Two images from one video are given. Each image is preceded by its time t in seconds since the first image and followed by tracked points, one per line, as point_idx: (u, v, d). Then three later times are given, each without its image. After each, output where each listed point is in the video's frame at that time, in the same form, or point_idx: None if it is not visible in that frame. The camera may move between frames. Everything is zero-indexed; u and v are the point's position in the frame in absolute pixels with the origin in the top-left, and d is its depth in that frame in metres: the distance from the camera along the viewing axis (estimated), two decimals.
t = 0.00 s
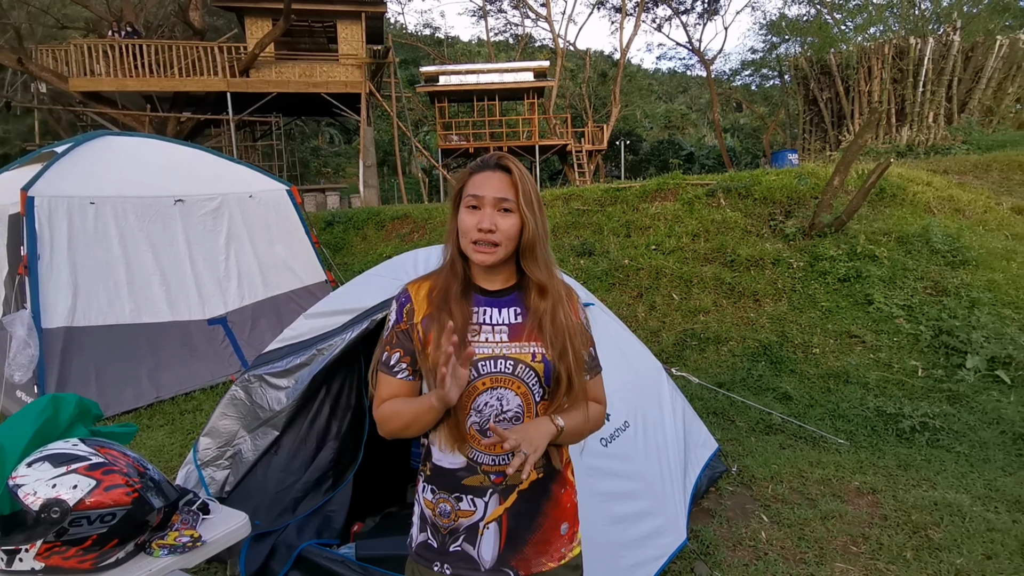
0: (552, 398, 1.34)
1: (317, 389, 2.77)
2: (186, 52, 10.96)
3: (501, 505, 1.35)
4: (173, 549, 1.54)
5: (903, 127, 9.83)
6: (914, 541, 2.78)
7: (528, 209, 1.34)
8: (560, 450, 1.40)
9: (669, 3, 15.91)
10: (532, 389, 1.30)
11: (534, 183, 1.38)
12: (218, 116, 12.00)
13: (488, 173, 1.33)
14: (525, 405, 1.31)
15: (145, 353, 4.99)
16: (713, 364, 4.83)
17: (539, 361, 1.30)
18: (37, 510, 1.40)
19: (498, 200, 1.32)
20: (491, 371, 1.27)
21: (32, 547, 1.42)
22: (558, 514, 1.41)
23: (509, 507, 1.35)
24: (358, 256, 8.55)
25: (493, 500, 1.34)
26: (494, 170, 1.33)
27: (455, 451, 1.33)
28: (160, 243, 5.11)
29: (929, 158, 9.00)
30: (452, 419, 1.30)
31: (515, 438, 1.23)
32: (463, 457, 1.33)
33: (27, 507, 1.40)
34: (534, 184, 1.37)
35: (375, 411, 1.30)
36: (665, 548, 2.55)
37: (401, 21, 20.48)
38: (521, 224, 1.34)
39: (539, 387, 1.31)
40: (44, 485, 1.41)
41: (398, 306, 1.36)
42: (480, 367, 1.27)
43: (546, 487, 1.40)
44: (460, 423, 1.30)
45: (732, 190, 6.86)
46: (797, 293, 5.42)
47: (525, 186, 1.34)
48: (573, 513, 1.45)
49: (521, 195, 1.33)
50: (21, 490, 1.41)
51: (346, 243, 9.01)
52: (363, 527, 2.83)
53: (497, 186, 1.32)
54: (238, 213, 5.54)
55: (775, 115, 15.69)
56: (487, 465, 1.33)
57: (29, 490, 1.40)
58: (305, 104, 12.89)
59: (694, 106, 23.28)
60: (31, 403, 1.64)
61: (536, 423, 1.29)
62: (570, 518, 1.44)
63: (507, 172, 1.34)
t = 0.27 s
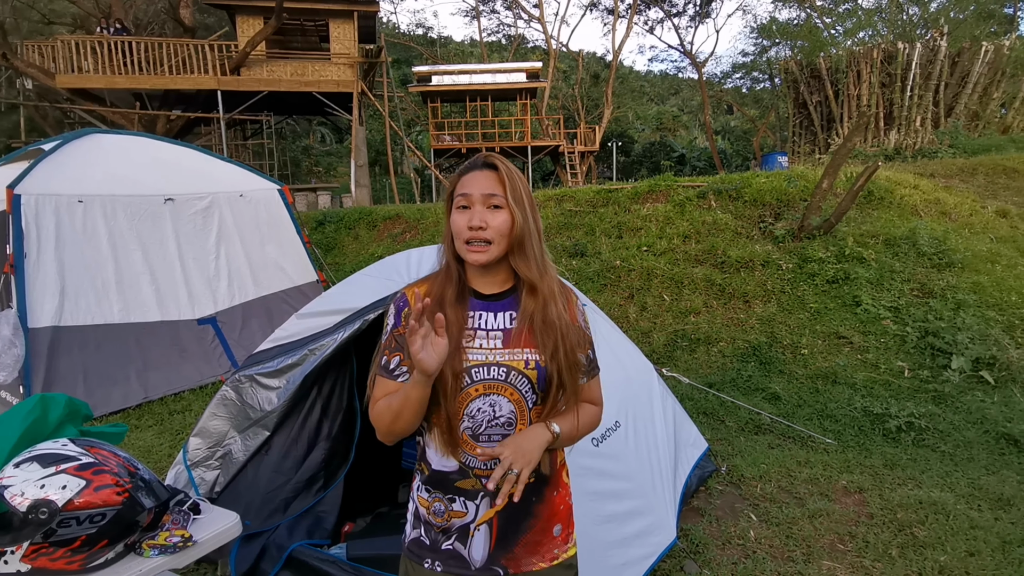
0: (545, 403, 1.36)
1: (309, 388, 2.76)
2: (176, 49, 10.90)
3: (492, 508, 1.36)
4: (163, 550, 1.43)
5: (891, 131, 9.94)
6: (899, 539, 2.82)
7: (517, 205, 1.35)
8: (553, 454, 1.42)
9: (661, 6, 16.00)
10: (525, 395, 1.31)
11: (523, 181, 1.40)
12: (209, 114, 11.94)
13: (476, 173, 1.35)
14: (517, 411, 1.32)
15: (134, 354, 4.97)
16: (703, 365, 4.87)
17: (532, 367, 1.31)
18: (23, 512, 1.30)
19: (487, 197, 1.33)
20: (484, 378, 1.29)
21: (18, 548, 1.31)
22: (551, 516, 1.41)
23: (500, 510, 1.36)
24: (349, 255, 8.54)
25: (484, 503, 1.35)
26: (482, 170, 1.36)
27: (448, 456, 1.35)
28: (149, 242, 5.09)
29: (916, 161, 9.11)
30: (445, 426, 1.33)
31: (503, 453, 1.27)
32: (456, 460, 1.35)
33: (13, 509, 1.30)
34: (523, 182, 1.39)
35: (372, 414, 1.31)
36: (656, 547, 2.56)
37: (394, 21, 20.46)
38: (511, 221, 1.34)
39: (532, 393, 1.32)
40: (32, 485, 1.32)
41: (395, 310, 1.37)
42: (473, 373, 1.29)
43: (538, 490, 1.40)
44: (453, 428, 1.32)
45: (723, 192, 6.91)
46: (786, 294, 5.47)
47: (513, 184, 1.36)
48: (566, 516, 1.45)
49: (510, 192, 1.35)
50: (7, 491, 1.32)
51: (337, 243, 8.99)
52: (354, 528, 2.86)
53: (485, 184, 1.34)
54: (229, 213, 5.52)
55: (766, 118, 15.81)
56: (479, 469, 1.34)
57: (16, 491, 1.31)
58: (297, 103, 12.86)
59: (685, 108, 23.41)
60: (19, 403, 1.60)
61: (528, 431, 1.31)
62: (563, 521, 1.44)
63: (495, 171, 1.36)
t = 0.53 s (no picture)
0: (540, 399, 1.33)
1: (305, 387, 2.76)
2: (171, 48, 10.85)
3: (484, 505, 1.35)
4: (158, 547, 1.43)
5: (885, 132, 9.98)
6: (894, 537, 2.82)
7: (522, 207, 1.34)
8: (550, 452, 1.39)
9: (657, 7, 16.03)
10: (519, 391, 1.31)
11: (529, 182, 1.38)
12: (204, 113, 11.89)
13: (479, 173, 1.34)
14: (511, 406, 1.32)
15: (128, 352, 4.95)
16: (699, 364, 4.88)
17: (526, 363, 1.29)
18: (15, 510, 1.28)
19: (491, 200, 1.32)
20: (477, 372, 1.29)
21: (9, 546, 1.29)
22: (545, 516, 1.39)
23: (493, 507, 1.35)
24: (345, 255, 8.52)
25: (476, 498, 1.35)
26: (486, 170, 1.34)
27: (441, 450, 1.36)
28: (144, 240, 5.06)
29: (911, 162, 9.15)
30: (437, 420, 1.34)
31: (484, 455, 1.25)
32: (449, 455, 1.36)
33: (4, 507, 1.28)
34: (529, 183, 1.38)
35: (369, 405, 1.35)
36: (652, 545, 2.56)
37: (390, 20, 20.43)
38: (516, 224, 1.34)
39: (526, 389, 1.31)
40: (24, 482, 1.30)
41: (396, 303, 1.39)
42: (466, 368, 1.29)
43: (532, 489, 1.38)
44: (446, 421, 1.33)
45: (719, 192, 6.92)
46: (781, 293, 5.49)
47: (518, 185, 1.34)
48: (562, 516, 1.43)
49: (515, 195, 1.34)
50: None
51: (333, 242, 8.97)
52: (349, 527, 2.84)
53: (489, 185, 1.33)
54: (224, 211, 5.49)
55: (761, 119, 15.86)
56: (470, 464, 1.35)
57: (7, 488, 1.29)
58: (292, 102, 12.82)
59: (681, 109, 23.45)
60: (11, 400, 1.58)
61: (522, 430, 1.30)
62: (559, 522, 1.42)
63: (499, 171, 1.34)
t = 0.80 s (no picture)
0: (541, 400, 1.33)
1: (302, 386, 2.76)
2: (169, 47, 10.83)
3: (485, 505, 1.35)
4: (154, 546, 1.43)
5: (882, 132, 9.99)
6: (892, 536, 2.83)
7: (522, 209, 1.34)
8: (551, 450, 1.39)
9: (655, 7, 16.04)
10: (519, 391, 1.30)
11: (530, 183, 1.37)
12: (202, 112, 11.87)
13: (478, 174, 1.33)
14: (510, 406, 1.31)
15: (125, 352, 4.94)
16: (697, 364, 4.88)
17: (526, 363, 1.29)
18: (11, 508, 1.27)
19: (491, 202, 1.32)
20: (477, 372, 1.30)
21: (5, 545, 1.29)
22: (545, 516, 1.39)
23: (493, 506, 1.35)
24: (343, 255, 8.51)
25: (476, 498, 1.35)
26: (486, 171, 1.33)
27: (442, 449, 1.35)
28: (141, 239, 5.05)
29: (908, 162, 9.16)
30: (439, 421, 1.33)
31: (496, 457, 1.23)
32: (449, 454, 1.35)
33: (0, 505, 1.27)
34: (530, 184, 1.37)
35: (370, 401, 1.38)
36: (650, 544, 2.56)
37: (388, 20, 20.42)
38: (517, 225, 1.34)
39: (526, 389, 1.31)
40: (21, 480, 1.30)
41: (396, 302, 1.40)
42: (466, 367, 1.30)
43: (532, 488, 1.38)
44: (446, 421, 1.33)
45: (717, 192, 6.92)
46: (779, 293, 5.49)
47: (518, 186, 1.34)
48: (562, 517, 1.42)
49: (515, 196, 1.34)
50: None
51: (331, 242, 8.96)
52: (346, 527, 2.80)
53: (489, 187, 1.32)
54: (222, 210, 5.48)
55: (759, 119, 15.88)
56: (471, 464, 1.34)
57: (3, 486, 1.28)
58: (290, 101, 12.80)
59: (679, 109, 23.47)
60: (8, 398, 1.57)
61: (524, 431, 1.29)
62: (559, 522, 1.41)
63: (499, 172, 1.34)
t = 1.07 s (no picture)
0: (539, 400, 1.33)
1: (300, 386, 2.75)
2: (167, 46, 10.81)
3: (481, 504, 1.35)
4: (152, 546, 1.42)
5: (881, 132, 10.00)
6: (889, 536, 2.83)
7: (522, 207, 1.34)
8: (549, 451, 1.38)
9: (654, 7, 16.04)
10: (517, 391, 1.30)
11: (529, 181, 1.37)
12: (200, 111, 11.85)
13: (478, 172, 1.33)
14: (509, 406, 1.31)
15: (122, 351, 4.93)
16: (695, 363, 4.89)
17: (525, 363, 1.29)
18: (8, 507, 1.27)
19: (491, 201, 1.32)
20: (476, 371, 1.29)
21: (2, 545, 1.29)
22: (542, 517, 1.38)
23: (489, 505, 1.35)
24: (341, 254, 8.50)
25: (473, 497, 1.35)
26: (485, 169, 1.33)
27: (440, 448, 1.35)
28: (139, 239, 5.05)
29: (906, 162, 9.18)
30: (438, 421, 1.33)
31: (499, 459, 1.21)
32: (447, 453, 1.35)
33: None
34: (529, 182, 1.37)
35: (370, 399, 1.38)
36: (648, 544, 2.56)
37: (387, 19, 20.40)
38: (517, 223, 1.34)
39: (524, 389, 1.31)
40: (17, 480, 1.30)
41: (396, 301, 1.40)
42: (465, 366, 1.30)
43: (528, 489, 1.37)
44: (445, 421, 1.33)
45: (715, 192, 6.92)
46: (778, 293, 5.50)
47: (518, 185, 1.34)
48: (560, 518, 1.42)
49: (515, 194, 1.33)
50: None
51: (330, 241, 8.95)
52: (344, 526, 2.80)
53: (489, 185, 1.32)
54: (220, 210, 5.48)
55: (757, 119, 15.89)
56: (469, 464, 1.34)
57: None
58: (289, 100, 12.79)
59: (677, 109, 23.49)
60: (5, 397, 1.57)
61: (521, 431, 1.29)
62: (556, 523, 1.41)
63: (498, 170, 1.34)
